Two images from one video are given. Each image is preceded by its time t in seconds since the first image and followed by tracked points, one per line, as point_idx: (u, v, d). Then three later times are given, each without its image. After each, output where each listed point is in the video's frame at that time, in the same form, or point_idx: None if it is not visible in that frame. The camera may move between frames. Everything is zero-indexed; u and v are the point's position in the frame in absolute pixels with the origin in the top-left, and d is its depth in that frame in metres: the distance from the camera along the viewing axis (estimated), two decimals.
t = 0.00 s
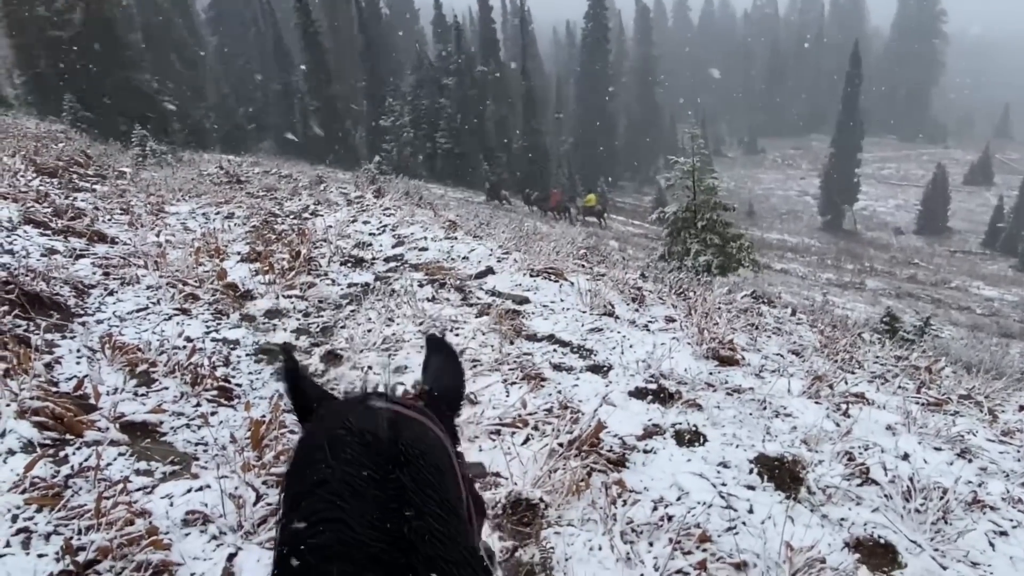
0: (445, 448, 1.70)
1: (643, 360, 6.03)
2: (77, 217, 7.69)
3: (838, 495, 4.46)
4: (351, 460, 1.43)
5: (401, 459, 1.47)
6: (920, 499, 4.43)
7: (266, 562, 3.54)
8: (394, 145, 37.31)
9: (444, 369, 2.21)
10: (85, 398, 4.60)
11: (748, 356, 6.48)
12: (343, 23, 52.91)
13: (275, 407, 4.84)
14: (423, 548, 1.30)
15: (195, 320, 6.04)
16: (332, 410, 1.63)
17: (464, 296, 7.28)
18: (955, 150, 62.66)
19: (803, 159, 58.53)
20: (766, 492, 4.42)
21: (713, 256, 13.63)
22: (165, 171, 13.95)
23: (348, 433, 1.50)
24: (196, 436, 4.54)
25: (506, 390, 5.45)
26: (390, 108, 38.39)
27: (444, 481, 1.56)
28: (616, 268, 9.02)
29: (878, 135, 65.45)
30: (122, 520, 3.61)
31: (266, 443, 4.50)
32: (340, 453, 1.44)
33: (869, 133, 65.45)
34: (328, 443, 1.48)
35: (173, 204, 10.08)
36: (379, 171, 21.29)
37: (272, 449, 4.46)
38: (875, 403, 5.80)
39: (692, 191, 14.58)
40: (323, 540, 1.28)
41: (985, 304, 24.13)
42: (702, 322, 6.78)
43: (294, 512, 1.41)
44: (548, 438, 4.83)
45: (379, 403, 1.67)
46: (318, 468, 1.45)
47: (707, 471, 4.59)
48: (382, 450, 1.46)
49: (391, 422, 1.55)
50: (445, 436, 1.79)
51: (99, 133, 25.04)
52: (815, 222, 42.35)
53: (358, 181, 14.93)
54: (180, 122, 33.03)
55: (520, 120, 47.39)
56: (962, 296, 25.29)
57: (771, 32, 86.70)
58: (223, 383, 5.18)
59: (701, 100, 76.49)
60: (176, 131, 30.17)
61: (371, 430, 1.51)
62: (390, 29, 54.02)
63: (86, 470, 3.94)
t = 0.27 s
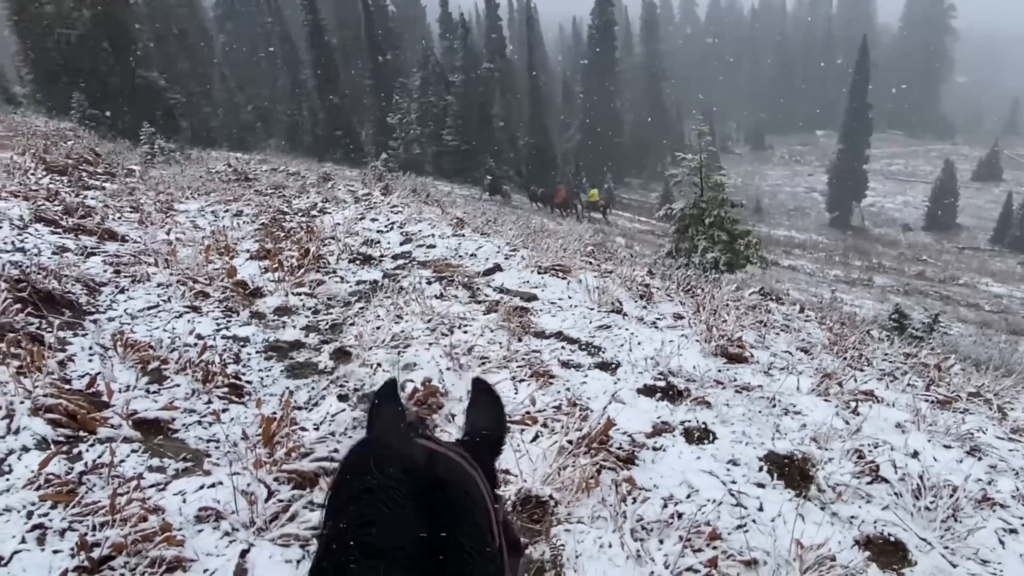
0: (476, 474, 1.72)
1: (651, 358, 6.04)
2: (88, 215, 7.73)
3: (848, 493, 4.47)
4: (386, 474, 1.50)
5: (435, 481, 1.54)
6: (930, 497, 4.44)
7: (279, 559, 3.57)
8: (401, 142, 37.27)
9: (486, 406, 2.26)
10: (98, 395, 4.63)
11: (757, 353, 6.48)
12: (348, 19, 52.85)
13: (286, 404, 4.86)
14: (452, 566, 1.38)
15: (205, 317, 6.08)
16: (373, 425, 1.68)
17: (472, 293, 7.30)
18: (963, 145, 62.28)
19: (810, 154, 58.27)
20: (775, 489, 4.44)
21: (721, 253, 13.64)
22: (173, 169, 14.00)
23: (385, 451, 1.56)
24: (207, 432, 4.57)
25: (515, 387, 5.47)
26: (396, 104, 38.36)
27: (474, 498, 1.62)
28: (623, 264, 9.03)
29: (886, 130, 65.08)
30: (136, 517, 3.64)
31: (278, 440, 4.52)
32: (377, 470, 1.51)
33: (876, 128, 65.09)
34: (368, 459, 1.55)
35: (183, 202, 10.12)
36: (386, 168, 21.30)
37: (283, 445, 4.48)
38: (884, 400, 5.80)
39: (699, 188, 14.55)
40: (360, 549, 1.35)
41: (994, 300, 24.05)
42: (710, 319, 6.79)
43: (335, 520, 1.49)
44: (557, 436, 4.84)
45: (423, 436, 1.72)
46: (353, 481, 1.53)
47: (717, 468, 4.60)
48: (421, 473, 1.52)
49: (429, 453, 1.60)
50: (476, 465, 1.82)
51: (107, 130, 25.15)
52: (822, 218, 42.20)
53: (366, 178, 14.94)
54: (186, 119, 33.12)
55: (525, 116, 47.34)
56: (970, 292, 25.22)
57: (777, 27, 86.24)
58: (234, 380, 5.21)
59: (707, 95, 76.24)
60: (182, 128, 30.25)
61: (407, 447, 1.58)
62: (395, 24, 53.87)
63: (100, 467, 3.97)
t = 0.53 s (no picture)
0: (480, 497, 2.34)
1: (657, 356, 6.02)
2: (95, 214, 7.74)
3: (855, 492, 4.45)
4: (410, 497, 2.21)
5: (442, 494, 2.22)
6: (937, 496, 4.41)
7: (287, 557, 3.59)
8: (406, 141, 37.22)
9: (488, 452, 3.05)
10: (105, 394, 4.64)
11: (763, 351, 6.46)
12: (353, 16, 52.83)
13: (292, 403, 4.87)
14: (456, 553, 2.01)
15: (211, 316, 6.08)
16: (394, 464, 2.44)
17: (478, 291, 7.29)
18: (970, 142, 61.83)
19: (817, 152, 58.01)
20: (782, 488, 4.42)
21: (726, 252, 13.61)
22: (180, 167, 14.02)
23: (406, 482, 2.30)
24: (214, 431, 4.58)
25: (521, 385, 5.46)
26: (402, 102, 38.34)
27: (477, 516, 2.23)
28: (629, 263, 8.99)
29: (892, 127, 64.74)
30: (144, 514, 3.66)
31: (285, 438, 4.52)
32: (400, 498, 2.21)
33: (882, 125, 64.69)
34: (395, 485, 2.27)
35: (189, 201, 10.13)
36: (392, 167, 21.30)
37: (290, 443, 4.48)
38: (890, 399, 5.78)
39: (705, 186, 14.48)
40: (379, 550, 2.02)
41: (1001, 299, 23.94)
42: (716, 318, 6.76)
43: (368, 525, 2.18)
44: (563, 434, 4.84)
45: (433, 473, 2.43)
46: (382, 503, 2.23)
47: (723, 467, 4.59)
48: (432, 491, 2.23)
49: (437, 479, 2.31)
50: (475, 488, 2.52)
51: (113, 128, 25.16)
52: (828, 216, 42.04)
53: (371, 177, 14.93)
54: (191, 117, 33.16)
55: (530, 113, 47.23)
56: (977, 291, 25.08)
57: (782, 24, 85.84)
58: (241, 378, 5.22)
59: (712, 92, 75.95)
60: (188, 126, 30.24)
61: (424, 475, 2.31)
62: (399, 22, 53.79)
63: (108, 465, 3.99)
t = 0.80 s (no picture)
0: (465, 433, 1.71)
1: (661, 357, 6.02)
2: (99, 215, 7.75)
3: (859, 493, 4.45)
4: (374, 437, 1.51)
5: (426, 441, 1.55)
6: (942, 497, 4.40)
7: (289, 558, 3.57)
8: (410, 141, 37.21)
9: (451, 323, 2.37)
10: (110, 395, 4.65)
11: (767, 352, 6.46)
12: (356, 16, 52.85)
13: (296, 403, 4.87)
14: (451, 551, 1.39)
15: (216, 317, 6.09)
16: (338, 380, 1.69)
17: (482, 292, 7.30)
18: (974, 141, 61.61)
19: (820, 151, 57.87)
20: (786, 489, 4.42)
21: (730, 252, 13.60)
22: (184, 168, 14.06)
23: (366, 420, 1.55)
24: (219, 432, 4.59)
25: (525, 386, 5.46)
26: (405, 102, 38.38)
27: (462, 458, 1.65)
28: (633, 263, 8.99)
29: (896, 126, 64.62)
30: (149, 515, 3.66)
31: (289, 440, 4.53)
32: (359, 440, 1.51)
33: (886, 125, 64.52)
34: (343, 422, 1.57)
35: (194, 202, 10.16)
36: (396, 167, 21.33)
37: (293, 445, 4.49)
38: (895, 399, 5.78)
39: (709, 185, 14.48)
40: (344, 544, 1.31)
41: (1006, 298, 23.87)
42: (720, 318, 6.75)
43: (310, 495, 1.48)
44: (567, 435, 4.84)
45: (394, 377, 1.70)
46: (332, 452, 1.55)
47: (727, 468, 4.59)
48: (402, 435, 1.52)
49: (411, 406, 1.59)
50: (448, 386, 1.84)
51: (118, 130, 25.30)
52: (832, 216, 41.93)
53: (375, 177, 14.94)
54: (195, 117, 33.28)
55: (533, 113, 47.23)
56: (982, 290, 25.01)
57: (785, 23, 85.79)
58: (245, 380, 5.23)
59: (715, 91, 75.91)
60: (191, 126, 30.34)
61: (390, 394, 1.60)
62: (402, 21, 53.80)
63: (113, 466, 3.99)
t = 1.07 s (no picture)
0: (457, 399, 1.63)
1: (663, 357, 6.01)
2: (101, 216, 7.77)
3: (862, 492, 4.43)
4: (346, 379, 1.49)
5: (408, 379, 1.54)
6: (945, 497, 4.39)
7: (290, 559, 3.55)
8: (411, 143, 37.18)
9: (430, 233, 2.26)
10: (111, 395, 4.64)
11: (769, 352, 6.45)
12: (356, 19, 52.96)
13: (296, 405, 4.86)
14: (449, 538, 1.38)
15: (217, 317, 6.09)
16: (318, 340, 1.56)
17: (484, 292, 7.29)
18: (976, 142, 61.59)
19: (821, 153, 57.88)
20: (789, 489, 4.41)
21: (732, 252, 13.60)
22: (185, 169, 14.06)
23: (355, 401, 1.45)
24: (220, 432, 4.57)
25: (527, 386, 5.45)
26: (406, 105, 38.40)
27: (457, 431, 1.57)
28: (634, 263, 8.99)
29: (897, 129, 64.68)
30: (150, 515, 3.65)
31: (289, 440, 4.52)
32: (350, 437, 1.40)
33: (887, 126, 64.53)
34: (325, 402, 1.45)
35: (195, 203, 10.16)
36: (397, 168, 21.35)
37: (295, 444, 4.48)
38: (898, 399, 5.77)
39: (710, 186, 14.52)
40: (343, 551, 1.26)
41: (1008, 299, 23.87)
42: (722, 318, 6.74)
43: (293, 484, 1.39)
44: (568, 436, 4.83)
45: (375, 323, 1.61)
46: (311, 406, 1.47)
47: (729, 468, 4.58)
48: (393, 421, 1.45)
49: (403, 386, 1.51)
50: (436, 321, 1.75)
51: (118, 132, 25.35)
52: (833, 217, 41.88)
53: (376, 179, 14.97)
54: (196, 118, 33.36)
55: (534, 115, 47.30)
56: (984, 291, 24.98)
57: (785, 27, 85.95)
58: (246, 379, 5.22)
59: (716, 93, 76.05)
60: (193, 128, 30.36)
61: (368, 334, 1.57)
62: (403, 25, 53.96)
63: (115, 466, 3.99)
